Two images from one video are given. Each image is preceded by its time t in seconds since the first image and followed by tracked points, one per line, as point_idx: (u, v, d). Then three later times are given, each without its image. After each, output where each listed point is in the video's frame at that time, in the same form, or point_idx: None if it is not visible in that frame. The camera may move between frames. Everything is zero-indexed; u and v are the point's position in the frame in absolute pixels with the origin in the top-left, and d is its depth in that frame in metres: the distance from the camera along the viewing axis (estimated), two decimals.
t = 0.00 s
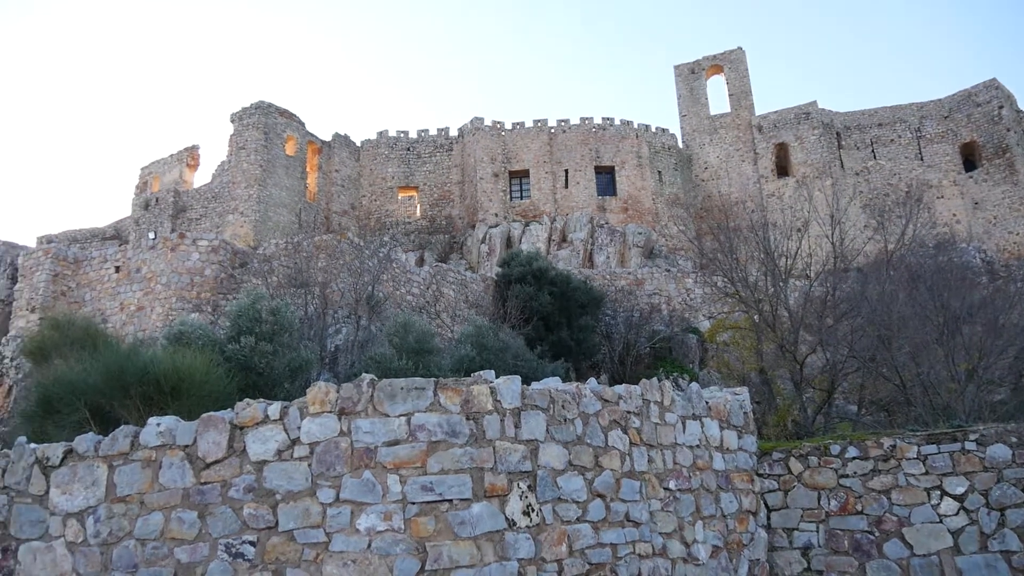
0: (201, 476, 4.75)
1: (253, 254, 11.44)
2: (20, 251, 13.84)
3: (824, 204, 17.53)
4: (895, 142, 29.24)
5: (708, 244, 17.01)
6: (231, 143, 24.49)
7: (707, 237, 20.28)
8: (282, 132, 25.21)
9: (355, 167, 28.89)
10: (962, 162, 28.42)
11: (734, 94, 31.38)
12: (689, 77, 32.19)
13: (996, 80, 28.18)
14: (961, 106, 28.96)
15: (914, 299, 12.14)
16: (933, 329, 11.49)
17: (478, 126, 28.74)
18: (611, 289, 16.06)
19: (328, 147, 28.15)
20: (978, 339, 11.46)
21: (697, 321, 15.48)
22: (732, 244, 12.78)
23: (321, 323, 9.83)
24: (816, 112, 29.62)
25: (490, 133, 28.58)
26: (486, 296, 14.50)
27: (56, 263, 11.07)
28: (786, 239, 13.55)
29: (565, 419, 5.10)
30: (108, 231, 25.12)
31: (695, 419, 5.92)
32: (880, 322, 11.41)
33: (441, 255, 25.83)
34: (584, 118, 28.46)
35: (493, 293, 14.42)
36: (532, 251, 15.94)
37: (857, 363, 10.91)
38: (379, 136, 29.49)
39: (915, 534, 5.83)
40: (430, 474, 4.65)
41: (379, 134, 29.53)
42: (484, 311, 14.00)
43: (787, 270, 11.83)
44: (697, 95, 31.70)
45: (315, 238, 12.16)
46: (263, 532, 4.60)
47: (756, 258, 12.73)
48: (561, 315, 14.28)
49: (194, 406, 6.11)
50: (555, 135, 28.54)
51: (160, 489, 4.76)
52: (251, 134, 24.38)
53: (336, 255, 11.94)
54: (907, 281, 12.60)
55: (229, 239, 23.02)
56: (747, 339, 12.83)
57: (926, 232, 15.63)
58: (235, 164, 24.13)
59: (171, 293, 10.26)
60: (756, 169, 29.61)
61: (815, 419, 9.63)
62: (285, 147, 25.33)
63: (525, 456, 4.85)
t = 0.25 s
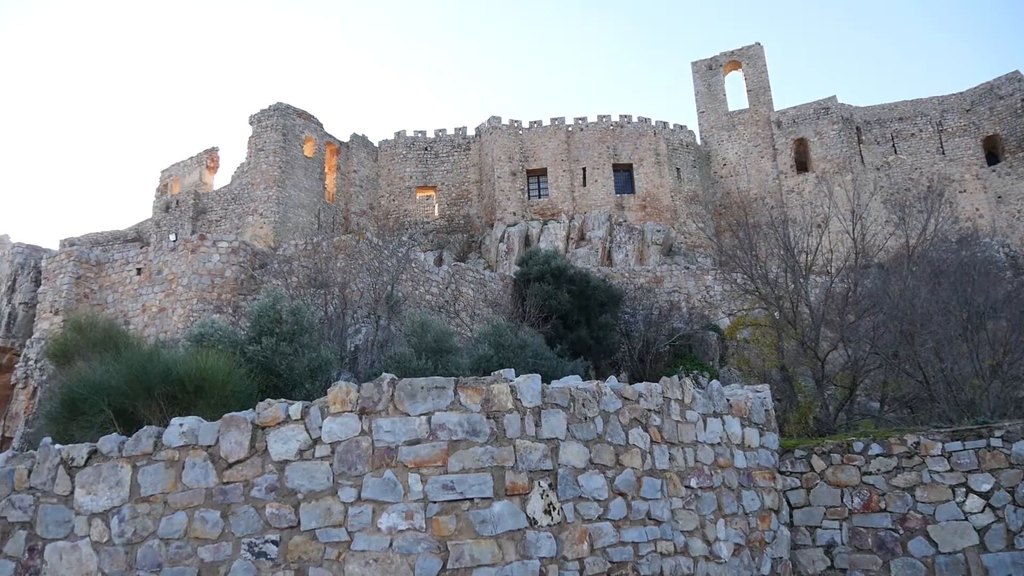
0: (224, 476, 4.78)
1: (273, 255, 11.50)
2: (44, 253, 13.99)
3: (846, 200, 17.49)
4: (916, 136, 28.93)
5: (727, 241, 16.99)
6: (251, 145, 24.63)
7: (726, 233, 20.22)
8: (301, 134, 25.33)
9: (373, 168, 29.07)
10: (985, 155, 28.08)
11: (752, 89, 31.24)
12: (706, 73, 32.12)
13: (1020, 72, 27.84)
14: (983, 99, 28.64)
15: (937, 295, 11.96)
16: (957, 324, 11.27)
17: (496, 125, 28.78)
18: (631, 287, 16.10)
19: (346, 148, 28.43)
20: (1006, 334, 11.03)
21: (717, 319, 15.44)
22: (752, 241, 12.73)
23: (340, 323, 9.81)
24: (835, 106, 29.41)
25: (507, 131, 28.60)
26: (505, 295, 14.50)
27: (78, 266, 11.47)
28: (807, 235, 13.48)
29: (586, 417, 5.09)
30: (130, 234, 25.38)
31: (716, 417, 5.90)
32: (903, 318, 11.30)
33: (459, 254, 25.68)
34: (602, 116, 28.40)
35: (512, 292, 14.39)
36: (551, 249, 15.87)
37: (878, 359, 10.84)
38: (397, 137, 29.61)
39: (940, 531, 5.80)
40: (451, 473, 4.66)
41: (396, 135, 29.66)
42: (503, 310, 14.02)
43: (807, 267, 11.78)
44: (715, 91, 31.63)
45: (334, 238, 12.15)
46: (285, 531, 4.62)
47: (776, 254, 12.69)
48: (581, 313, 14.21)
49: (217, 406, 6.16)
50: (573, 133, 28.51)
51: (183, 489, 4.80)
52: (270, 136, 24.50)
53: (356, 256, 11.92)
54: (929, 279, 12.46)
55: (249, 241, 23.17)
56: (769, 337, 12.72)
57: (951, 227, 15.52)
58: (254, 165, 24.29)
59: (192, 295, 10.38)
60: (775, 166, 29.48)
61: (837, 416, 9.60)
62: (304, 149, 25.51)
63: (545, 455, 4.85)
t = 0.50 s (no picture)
0: (246, 476, 4.81)
1: (292, 255, 11.55)
2: (67, 256, 14.15)
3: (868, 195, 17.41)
4: (937, 129, 28.59)
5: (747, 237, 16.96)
6: (269, 146, 24.75)
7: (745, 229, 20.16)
8: (319, 134, 25.43)
9: (391, 168, 29.19)
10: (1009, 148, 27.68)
11: (771, 84, 31.08)
12: (724, 69, 32.04)
13: None
14: (1006, 91, 28.26)
15: (960, 289, 11.64)
16: (981, 320, 11.04)
17: (513, 123, 28.80)
18: (650, 284, 16.10)
19: (364, 148, 28.50)
20: None
21: (737, 315, 15.40)
22: (771, 237, 12.69)
23: (360, 323, 9.88)
24: (855, 100, 29.17)
25: (524, 129, 28.63)
26: (524, 293, 14.52)
27: (100, 267, 11.72)
28: (826, 230, 13.40)
29: (606, 415, 5.09)
30: (151, 236, 25.63)
31: (737, 414, 5.88)
32: (926, 313, 11.12)
33: (478, 253, 25.78)
34: (619, 113, 28.33)
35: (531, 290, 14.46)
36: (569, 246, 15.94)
37: (901, 356, 10.83)
38: (415, 136, 29.72)
39: (965, 529, 5.76)
40: (472, 472, 4.66)
41: (414, 134, 29.78)
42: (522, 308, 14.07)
43: (827, 262, 11.74)
44: (733, 86, 31.54)
45: (353, 237, 11.95)
46: (307, 530, 4.64)
47: (796, 250, 12.65)
48: (599, 311, 14.34)
49: (239, 406, 6.21)
50: (590, 131, 28.48)
51: (206, 488, 4.83)
52: (288, 137, 24.57)
53: (373, 255, 11.74)
54: (948, 272, 12.08)
55: (268, 241, 23.31)
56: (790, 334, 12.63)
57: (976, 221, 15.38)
58: (272, 167, 24.41)
59: (213, 296, 10.47)
60: (794, 161, 29.33)
61: (859, 413, 9.60)
62: (322, 149, 25.65)
63: (566, 453, 4.85)
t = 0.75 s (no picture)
0: (271, 473, 4.85)
1: (315, 254, 11.63)
2: (93, 256, 14.32)
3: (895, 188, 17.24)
4: (964, 122, 28.17)
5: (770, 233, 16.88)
6: (291, 145, 24.86)
7: (768, 225, 20.10)
8: (341, 134, 25.50)
9: (412, 166, 29.31)
10: None
11: (793, 78, 30.86)
12: (746, 63, 31.88)
13: None
14: None
15: (988, 284, 11.49)
16: (1009, 315, 10.84)
17: (534, 121, 28.80)
18: (672, 281, 16.19)
19: (385, 147, 28.58)
20: None
21: (760, 312, 15.37)
22: (795, 233, 12.61)
23: (382, 321, 9.91)
24: (879, 94, 28.87)
25: (545, 127, 28.63)
26: (546, 291, 14.52)
27: (125, 268, 11.86)
28: (851, 225, 13.29)
29: (629, 412, 5.07)
30: (175, 236, 25.91)
31: (761, 411, 5.84)
32: (952, 308, 10.95)
33: (499, 250, 26.25)
34: (640, 109, 28.20)
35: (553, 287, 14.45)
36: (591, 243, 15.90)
37: (928, 352, 10.67)
38: (436, 134, 29.83)
39: (994, 527, 5.70)
40: (495, 469, 4.66)
41: (435, 133, 29.90)
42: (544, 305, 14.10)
43: (852, 258, 11.67)
44: (755, 81, 31.36)
45: (375, 237, 12.22)
46: (332, 528, 4.67)
47: (820, 246, 12.59)
48: (622, 308, 14.38)
49: (264, 404, 6.27)
50: (612, 127, 28.39)
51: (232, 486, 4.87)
52: (310, 136, 24.61)
53: (396, 254, 11.92)
54: (975, 269, 11.86)
55: (291, 241, 23.49)
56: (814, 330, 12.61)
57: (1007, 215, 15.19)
58: (294, 166, 24.53)
59: (236, 296, 10.53)
60: (817, 156, 29.15)
61: (883, 409, 9.60)
62: (344, 148, 25.71)
63: (589, 450, 4.84)
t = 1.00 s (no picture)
0: (294, 471, 4.87)
1: (336, 252, 11.69)
2: (117, 256, 14.48)
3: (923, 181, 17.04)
4: (988, 115, 27.78)
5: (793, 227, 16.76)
6: (312, 145, 24.99)
7: (790, 220, 20.00)
8: (361, 132, 25.58)
9: (433, 164, 29.38)
10: None
11: (815, 72, 30.68)
12: (766, 58, 31.82)
13: None
14: None
15: (1016, 278, 11.21)
16: None
17: (554, 118, 28.79)
18: (694, 277, 16.15)
19: (406, 145, 28.65)
20: None
21: (783, 307, 15.31)
22: (817, 228, 12.54)
23: (404, 319, 9.91)
24: (902, 87, 28.60)
25: (565, 123, 28.61)
26: (567, 288, 14.50)
27: (149, 268, 11.97)
28: (873, 220, 13.19)
29: (651, 409, 5.06)
30: (197, 236, 26.14)
31: (784, 407, 5.81)
32: (976, 303, 10.73)
33: (520, 248, 26.35)
34: (660, 105, 28.13)
35: (573, 284, 14.46)
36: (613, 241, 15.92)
37: (953, 347, 10.50)
38: (456, 132, 29.89)
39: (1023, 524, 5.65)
40: (517, 466, 4.66)
41: (455, 130, 29.96)
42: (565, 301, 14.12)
43: (875, 253, 11.58)
44: (775, 75, 31.29)
45: (396, 234, 12.14)
46: (355, 525, 4.69)
47: (842, 241, 12.51)
48: (643, 304, 14.31)
49: (288, 402, 6.33)
50: (632, 124, 28.33)
51: (255, 483, 4.90)
52: (330, 135, 24.76)
53: (417, 251, 11.85)
54: (1002, 262, 11.68)
55: (312, 240, 23.60)
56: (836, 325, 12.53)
57: None
58: (315, 165, 24.65)
59: (259, 295, 10.64)
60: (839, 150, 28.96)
61: (908, 404, 9.53)
62: (364, 147, 25.84)
63: (611, 447, 4.83)
